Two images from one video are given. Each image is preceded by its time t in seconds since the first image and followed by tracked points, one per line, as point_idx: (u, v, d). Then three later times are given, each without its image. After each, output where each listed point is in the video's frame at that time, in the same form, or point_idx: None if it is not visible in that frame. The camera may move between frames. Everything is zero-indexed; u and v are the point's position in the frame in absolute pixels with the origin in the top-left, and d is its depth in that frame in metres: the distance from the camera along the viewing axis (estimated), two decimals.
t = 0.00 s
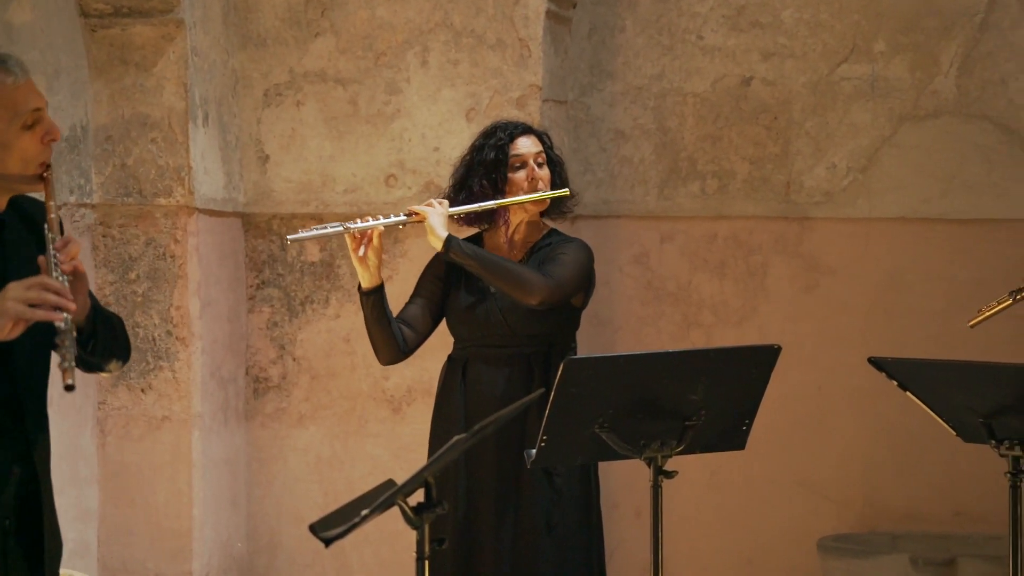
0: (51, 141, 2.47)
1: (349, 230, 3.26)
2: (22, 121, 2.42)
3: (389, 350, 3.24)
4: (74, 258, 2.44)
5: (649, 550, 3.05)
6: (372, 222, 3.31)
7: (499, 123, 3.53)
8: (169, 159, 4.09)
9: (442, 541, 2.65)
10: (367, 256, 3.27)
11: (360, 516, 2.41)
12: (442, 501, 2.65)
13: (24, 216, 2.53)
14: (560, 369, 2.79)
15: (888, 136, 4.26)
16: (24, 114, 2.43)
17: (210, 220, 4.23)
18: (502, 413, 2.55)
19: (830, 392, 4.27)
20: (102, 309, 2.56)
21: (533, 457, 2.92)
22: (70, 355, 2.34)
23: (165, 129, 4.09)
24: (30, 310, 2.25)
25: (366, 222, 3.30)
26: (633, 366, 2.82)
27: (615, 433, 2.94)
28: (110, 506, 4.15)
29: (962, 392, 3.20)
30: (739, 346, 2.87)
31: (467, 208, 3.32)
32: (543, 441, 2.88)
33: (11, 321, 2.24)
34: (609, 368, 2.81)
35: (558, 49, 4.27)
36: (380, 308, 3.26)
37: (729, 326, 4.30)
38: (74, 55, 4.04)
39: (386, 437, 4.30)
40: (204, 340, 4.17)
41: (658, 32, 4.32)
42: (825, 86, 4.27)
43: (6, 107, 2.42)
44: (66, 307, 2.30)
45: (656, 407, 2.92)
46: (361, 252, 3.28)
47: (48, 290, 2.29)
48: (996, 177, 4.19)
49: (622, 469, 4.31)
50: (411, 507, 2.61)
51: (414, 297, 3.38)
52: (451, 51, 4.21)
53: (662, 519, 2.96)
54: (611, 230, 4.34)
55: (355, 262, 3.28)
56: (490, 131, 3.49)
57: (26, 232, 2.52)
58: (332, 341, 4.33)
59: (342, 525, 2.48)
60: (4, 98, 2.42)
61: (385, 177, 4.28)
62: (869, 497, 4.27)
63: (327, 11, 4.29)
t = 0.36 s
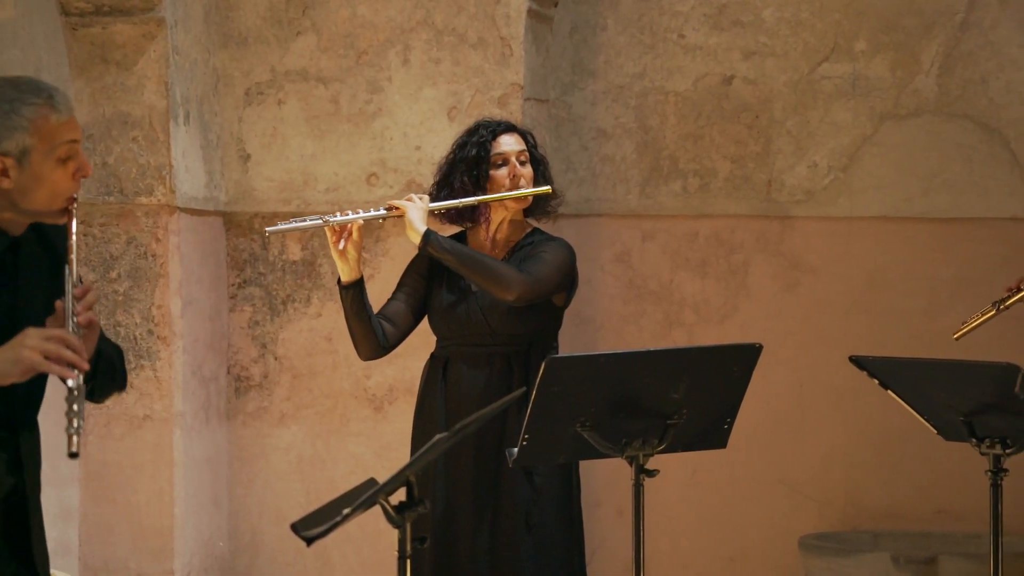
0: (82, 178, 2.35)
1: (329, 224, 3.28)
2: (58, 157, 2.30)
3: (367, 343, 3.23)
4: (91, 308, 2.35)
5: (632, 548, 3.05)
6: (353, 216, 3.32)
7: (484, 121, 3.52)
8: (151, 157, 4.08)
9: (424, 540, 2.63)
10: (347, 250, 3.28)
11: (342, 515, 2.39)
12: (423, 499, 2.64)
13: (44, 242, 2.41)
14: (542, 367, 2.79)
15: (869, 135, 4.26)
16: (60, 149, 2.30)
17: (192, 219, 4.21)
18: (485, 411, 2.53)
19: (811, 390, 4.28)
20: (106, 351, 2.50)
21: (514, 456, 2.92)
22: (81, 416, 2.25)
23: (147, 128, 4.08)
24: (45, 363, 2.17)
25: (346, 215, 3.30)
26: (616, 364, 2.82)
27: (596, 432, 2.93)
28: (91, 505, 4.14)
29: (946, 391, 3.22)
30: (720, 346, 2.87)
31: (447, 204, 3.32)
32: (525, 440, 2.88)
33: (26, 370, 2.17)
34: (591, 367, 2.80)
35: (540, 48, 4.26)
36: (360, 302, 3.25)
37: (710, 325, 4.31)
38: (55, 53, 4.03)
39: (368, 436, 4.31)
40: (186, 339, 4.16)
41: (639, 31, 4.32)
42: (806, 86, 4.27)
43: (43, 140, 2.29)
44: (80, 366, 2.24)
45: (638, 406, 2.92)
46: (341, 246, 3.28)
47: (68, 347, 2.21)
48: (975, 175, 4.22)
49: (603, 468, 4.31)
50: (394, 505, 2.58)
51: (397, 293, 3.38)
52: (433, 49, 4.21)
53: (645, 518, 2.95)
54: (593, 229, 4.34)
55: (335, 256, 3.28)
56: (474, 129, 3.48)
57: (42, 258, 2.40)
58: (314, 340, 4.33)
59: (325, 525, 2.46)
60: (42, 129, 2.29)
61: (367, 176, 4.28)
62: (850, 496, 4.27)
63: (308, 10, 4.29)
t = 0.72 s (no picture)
0: (100, 202, 2.47)
1: (311, 232, 3.28)
2: (81, 180, 2.43)
3: (352, 347, 3.27)
4: (104, 329, 2.52)
5: (612, 547, 3.05)
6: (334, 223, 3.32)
7: (466, 120, 3.51)
8: (131, 156, 4.07)
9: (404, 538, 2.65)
10: (329, 257, 3.29)
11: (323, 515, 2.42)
12: (405, 498, 2.66)
13: (58, 260, 2.54)
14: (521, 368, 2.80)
15: (850, 134, 4.27)
16: (84, 173, 2.43)
17: (173, 217, 4.21)
18: (465, 408, 2.54)
19: (792, 389, 4.28)
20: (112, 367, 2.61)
21: (495, 454, 2.93)
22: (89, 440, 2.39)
23: (127, 127, 4.08)
24: (56, 382, 2.32)
25: (328, 223, 3.30)
26: (596, 363, 2.82)
27: (578, 431, 2.94)
28: (72, 504, 4.13)
29: (927, 389, 3.22)
30: (702, 345, 2.87)
31: (428, 207, 3.32)
32: (506, 438, 2.88)
33: (40, 388, 2.32)
34: (571, 366, 2.81)
35: (521, 47, 4.26)
36: (344, 307, 3.28)
37: (691, 324, 4.31)
38: (35, 51, 4.03)
39: (350, 435, 4.30)
40: (167, 338, 4.16)
41: (621, 30, 4.32)
42: (787, 84, 4.27)
43: (67, 163, 2.41)
44: (93, 389, 2.39)
45: (619, 405, 2.92)
46: (323, 254, 3.30)
47: (82, 369, 2.37)
48: (956, 174, 4.23)
49: (585, 467, 4.31)
50: (376, 503, 2.62)
51: (379, 295, 3.40)
52: (414, 48, 4.21)
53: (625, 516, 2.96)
54: (574, 228, 4.34)
55: (317, 264, 3.30)
56: (456, 129, 3.48)
57: (53, 274, 2.53)
58: (295, 338, 4.32)
59: (306, 523, 2.49)
60: (67, 153, 2.41)
61: (348, 174, 4.28)
62: (831, 494, 4.28)
63: (289, 9, 4.28)
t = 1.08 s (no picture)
0: (99, 200, 2.49)
1: (301, 247, 3.29)
2: (83, 176, 2.44)
3: (344, 354, 3.28)
4: (107, 313, 2.52)
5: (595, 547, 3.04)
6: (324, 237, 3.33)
7: (453, 119, 3.49)
8: (115, 155, 4.06)
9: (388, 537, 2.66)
10: (320, 268, 3.30)
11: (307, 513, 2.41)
12: (389, 498, 2.67)
13: (56, 257, 2.58)
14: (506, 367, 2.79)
15: (834, 132, 4.27)
16: (86, 170, 2.44)
17: (157, 216, 4.20)
18: (451, 406, 2.55)
19: (776, 387, 4.28)
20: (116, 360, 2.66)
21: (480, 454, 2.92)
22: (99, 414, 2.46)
23: (111, 126, 4.07)
24: (64, 363, 2.35)
25: (318, 237, 3.31)
26: (581, 363, 2.81)
27: (562, 430, 2.94)
28: (56, 504, 4.10)
29: (909, 387, 3.23)
30: (687, 343, 2.86)
31: (418, 216, 3.31)
32: (491, 437, 2.89)
33: (46, 369, 2.34)
34: (556, 364, 2.80)
35: (505, 46, 4.26)
36: (337, 316, 3.28)
37: (676, 323, 4.31)
38: (19, 50, 4.01)
39: (334, 434, 4.30)
40: (151, 337, 4.15)
41: (605, 28, 4.32)
42: (771, 83, 4.27)
43: (72, 159, 2.42)
44: (99, 366, 2.41)
45: (603, 404, 2.92)
46: (314, 267, 3.31)
47: (87, 348, 2.39)
48: (939, 172, 4.23)
49: (569, 465, 4.31)
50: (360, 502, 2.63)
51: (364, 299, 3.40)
52: (398, 47, 4.21)
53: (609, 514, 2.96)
54: (558, 227, 4.34)
55: (308, 275, 3.31)
56: (444, 129, 3.45)
57: (52, 270, 2.56)
58: (279, 337, 4.32)
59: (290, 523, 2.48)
60: (72, 149, 2.42)
61: (332, 173, 4.28)
62: (815, 492, 4.28)
63: (273, 7, 4.27)
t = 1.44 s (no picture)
0: (78, 184, 2.47)
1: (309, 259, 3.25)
2: (62, 160, 2.43)
3: (341, 359, 3.32)
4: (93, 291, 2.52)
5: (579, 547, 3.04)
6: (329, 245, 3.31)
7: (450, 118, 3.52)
8: (99, 154, 4.05)
9: (373, 536, 2.68)
10: (323, 276, 3.29)
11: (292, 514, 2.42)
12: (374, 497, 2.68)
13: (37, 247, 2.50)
14: (492, 366, 2.78)
15: (818, 132, 4.27)
16: (65, 154, 2.43)
17: (141, 215, 4.20)
18: (436, 406, 2.57)
19: (761, 386, 4.28)
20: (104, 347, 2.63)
21: (463, 453, 2.92)
22: (93, 380, 2.47)
23: (95, 125, 4.06)
24: (55, 337, 2.31)
25: (323, 247, 3.28)
26: (567, 362, 2.81)
27: (547, 430, 2.94)
28: (40, 503, 4.10)
29: (892, 386, 3.23)
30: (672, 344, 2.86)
31: (420, 219, 3.30)
32: (475, 437, 2.88)
33: (37, 344, 2.30)
34: (543, 364, 2.80)
35: (490, 45, 4.26)
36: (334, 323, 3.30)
37: (660, 322, 4.31)
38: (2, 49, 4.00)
39: (319, 433, 4.30)
40: (135, 336, 4.14)
41: (589, 27, 4.32)
42: (756, 83, 4.27)
43: (51, 143, 2.42)
44: (90, 339, 2.37)
45: (588, 404, 2.92)
46: (315, 272, 3.30)
47: (76, 320, 2.35)
48: (923, 172, 4.24)
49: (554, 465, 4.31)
50: (345, 501, 2.65)
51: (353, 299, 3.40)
52: (383, 46, 4.21)
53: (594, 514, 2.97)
54: (543, 226, 4.33)
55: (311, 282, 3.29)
56: (441, 127, 3.47)
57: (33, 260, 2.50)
58: (263, 337, 4.32)
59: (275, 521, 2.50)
60: (49, 133, 2.42)
61: (317, 173, 4.28)
62: (800, 492, 4.28)
63: (257, 6, 4.27)
